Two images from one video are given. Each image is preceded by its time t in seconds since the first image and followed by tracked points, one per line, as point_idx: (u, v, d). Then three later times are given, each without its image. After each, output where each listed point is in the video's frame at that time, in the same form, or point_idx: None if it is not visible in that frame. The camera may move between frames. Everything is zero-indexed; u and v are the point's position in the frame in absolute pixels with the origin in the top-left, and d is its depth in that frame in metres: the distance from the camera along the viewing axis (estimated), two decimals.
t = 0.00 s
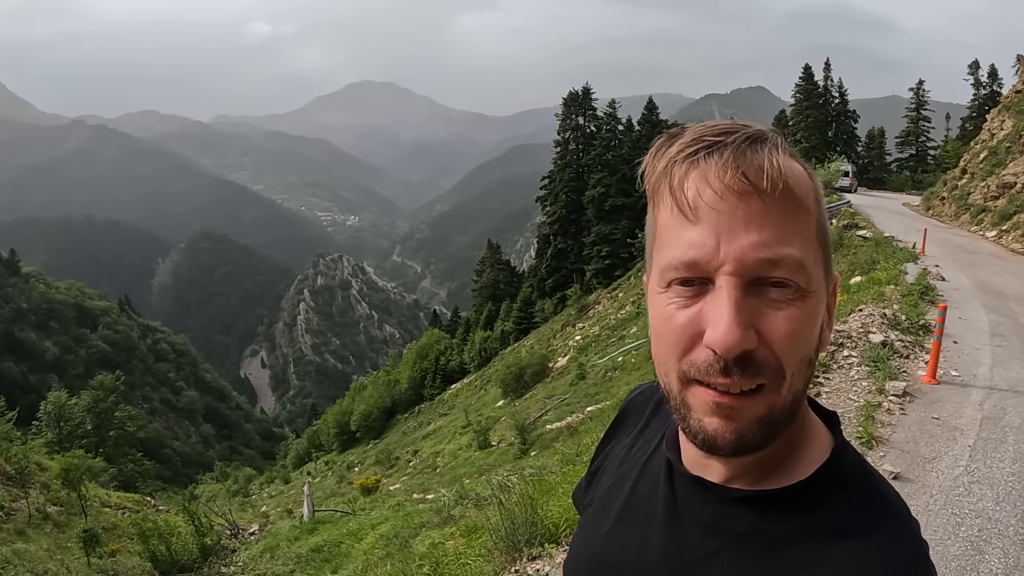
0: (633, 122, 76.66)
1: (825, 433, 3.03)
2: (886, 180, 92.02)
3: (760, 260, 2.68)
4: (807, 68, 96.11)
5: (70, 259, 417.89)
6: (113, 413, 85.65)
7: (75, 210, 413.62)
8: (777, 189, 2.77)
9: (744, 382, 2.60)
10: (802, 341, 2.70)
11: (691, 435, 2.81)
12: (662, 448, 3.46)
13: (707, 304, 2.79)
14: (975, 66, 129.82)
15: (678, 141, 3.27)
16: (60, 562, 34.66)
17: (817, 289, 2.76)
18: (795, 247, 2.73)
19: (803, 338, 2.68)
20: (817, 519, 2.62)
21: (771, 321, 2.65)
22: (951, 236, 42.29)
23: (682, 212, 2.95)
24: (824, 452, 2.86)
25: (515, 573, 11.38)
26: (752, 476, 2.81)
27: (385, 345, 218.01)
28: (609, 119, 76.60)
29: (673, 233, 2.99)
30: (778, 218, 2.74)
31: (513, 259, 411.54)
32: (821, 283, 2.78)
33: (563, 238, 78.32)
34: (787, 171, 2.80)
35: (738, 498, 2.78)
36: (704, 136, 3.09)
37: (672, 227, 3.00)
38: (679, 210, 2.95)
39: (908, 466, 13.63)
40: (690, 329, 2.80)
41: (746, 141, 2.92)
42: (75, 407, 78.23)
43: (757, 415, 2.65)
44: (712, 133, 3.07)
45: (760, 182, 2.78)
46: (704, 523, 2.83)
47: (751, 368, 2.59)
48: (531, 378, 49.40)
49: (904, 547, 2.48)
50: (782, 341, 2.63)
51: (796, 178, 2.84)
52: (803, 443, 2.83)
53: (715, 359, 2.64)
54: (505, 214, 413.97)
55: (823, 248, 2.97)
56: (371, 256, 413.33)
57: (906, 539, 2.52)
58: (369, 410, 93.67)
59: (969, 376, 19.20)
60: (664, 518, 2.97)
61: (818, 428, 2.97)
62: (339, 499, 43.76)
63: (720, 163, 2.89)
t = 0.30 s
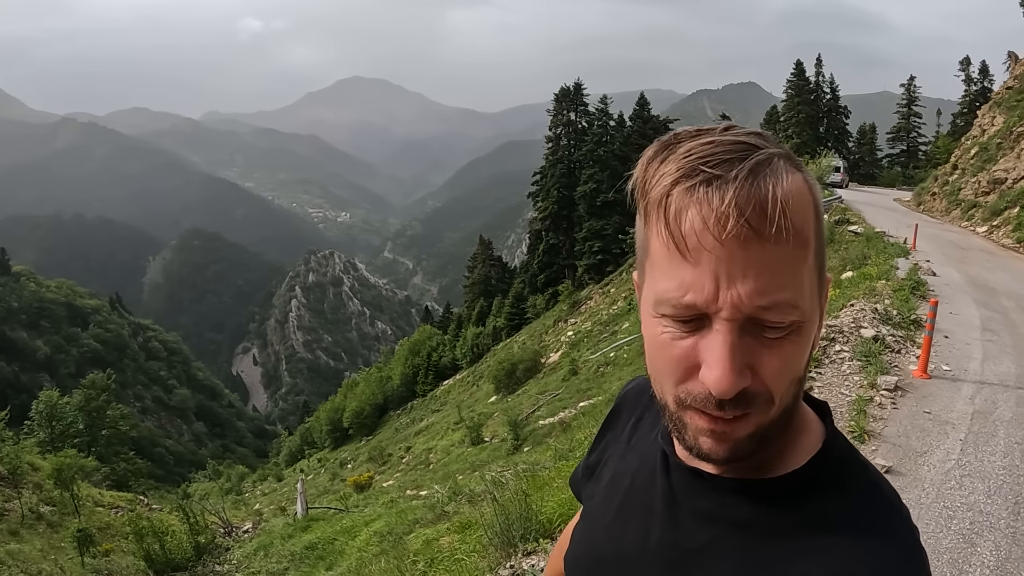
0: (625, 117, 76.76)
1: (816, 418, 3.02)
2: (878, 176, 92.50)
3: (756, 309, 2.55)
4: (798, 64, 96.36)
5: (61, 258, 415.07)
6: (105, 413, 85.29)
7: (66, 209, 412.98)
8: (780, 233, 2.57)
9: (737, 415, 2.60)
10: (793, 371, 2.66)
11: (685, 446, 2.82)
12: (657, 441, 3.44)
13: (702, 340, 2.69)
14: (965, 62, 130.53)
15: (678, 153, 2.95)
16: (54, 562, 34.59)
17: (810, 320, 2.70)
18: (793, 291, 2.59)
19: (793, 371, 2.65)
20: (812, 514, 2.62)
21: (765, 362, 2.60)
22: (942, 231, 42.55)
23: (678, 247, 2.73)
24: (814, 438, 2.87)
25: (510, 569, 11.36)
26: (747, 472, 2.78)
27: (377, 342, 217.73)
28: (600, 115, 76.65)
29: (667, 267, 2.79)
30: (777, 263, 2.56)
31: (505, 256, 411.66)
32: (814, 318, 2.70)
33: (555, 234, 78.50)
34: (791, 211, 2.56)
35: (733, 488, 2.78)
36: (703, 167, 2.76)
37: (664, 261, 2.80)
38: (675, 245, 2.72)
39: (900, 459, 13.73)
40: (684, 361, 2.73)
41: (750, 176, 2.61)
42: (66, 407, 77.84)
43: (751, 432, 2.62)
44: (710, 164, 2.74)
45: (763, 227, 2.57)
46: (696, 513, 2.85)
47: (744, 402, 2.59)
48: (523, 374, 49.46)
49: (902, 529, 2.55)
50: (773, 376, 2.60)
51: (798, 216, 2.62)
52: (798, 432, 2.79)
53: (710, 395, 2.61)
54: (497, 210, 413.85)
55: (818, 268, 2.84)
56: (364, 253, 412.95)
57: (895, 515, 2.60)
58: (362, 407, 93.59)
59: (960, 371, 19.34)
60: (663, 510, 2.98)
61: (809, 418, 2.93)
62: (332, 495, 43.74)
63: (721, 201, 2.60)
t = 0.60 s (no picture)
0: (617, 111, 76.69)
1: (787, 412, 3.00)
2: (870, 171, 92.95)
3: (731, 299, 2.56)
4: (790, 58, 96.46)
5: (51, 255, 411.54)
6: (97, 410, 84.90)
7: (56, 206, 412.69)
8: (755, 225, 2.60)
9: (712, 405, 2.62)
10: (770, 362, 2.67)
11: (662, 444, 2.83)
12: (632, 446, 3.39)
13: (678, 332, 2.73)
14: (957, 57, 131.12)
15: (657, 150, 3.00)
16: (46, 562, 34.47)
17: (787, 310, 2.71)
18: (769, 282, 2.60)
19: (769, 365, 2.64)
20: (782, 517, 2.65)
21: (742, 354, 2.60)
22: (933, 226, 42.83)
23: (654, 241, 2.77)
24: (789, 433, 2.85)
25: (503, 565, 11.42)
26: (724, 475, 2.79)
27: (370, 337, 217.37)
28: (593, 109, 76.57)
29: (642, 260, 2.84)
30: (753, 254, 2.58)
31: (499, 252, 411.41)
32: (790, 311, 2.71)
33: (547, 228, 78.24)
34: (767, 202, 2.59)
35: (710, 493, 2.81)
36: (682, 160, 2.79)
37: (641, 253, 2.85)
38: (650, 239, 2.78)
39: (891, 455, 13.79)
40: (661, 351, 2.75)
41: (727, 170, 2.65)
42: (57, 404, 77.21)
43: (725, 429, 2.64)
44: (688, 158, 2.78)
45: (740, 218, 2.59)
46: (675, 515, 2.90)
47: (720, 393, 2.60)
48: (515, 368, 49.44)
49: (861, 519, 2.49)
50: (751, 369, 2.61)
51: (774, 209, 2.64)
52: (771, 432, 2.77)
53: (687, 386, 2.63)
54: (491, 206, 413.58)
55: (796, 261, 2.86)
56: (356, 250, 412.46)
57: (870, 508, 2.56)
58: (354, 402, 93.52)
59: (951, 366, 19.46)
60: (645, 515, 3.01)
61: (783, 415, 2.91)
62: (325, 491, 43.61)
63: (699, 194, 2.64)
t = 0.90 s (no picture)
0: (621, 109, 76.54)
1: (784, 415, 3.09)
2: (874, 169, 92.67)
3: (719, 263, 2.73)
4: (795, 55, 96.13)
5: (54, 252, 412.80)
6: (101, 407, 85.15)
7: (58, 203, 413.17)
8: (728, 189, 2.84)
9: (713, 381, 2.65)
10: (765, 333, 2.78)
11: (664, 450, 2.80)
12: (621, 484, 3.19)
13: (669, 309, 2.83)
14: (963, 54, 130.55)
15: (622, 144, 3.24)
16: (49, 558, 34.58)
17: (772, 279, 2.88)
18: (748, 243, 2.81)
19: (763, 333, 2.75)
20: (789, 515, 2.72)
21: (735, 319, 2.71)
22: (938, 224, 42.67)
23: (632, 219, 2.96)
24: (786, 439, 2.96)
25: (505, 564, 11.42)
26: (731, 479, 2.86)
27: (373, 334, 217.60)
28: (597, 106, 76.44)
29: (626, 240, 2.98)
30: (729, 219, 2.80)
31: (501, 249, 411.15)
32: (774, 274, 2.88)
33: (550, 225, 77.90)
34: (737, 171, 2.86)
35: (725, 512, 2.81)
36: (650, 141, 3.06)
37: (623, 235, 3.00)
38: (629, 217, 2.96)
39: (897, 456, 13.75)
40: (652, 333, 2.83)
41: (694, 143, 2.93)
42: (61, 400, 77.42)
43: (730, 414, 2.68)
44: (657, 137, 3.04)
45: (713, 183, 2.84)
46: (688, 540, 2.86)
47: (719, 365, 2.65)
48: (518, 366, 49.42)
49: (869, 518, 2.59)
50: (745, 337, 2.71)
51: (742, 175, 2.92)
52: (767, 439, 2.88)
53: (683, 361, 2.68)
54: (494, 204, 413.51)
55: (772, 237, 3.09)
56: (359, 247, 412.81)
57: (882, 492, 2.70)
58: (357, 399, 93.55)
59: (957, 366, 19.33)
60: (657, 545, 2.93)
61: (777, 421, 3.01)
62: (328, 488, 43.68)
63: (670, 168, 2.90)
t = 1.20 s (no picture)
0: (625, 108, 76.47)
1: (789, 438, 3.11)
2: (878, 168, 92.41)
3: (719, 276, 2.75)
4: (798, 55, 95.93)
5: (58, 251, 413.82)
6: (105, 405, 85.41)
7: (62, 202, 413.17)
8: (729, 201, 2.87)
9: (712, 395, 2.65)
10: (768, 350, 2.78)
11: (665, 466, 2.79)
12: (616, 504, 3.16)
13: (669, 319, 2.84)
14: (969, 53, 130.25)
15: (626, 155, 3.28)
16: (53, 555, 34.74)
17: (777, 293, 2.89)
18: (748, 256, 2.83)
19: (765, 346, 2.75)
20: (791, 533, 2.72)
21: (736, 333, 2.71)
22: (941, 224, 42.61)
23: (634, 228, 3.00)
24: (790, 463, 2.97)
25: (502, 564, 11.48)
26: (731, 495, 2.87)
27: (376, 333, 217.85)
28: (601, 106, 76.40)
29: (626, 252, 3.02)
30: (734, 231, 2.83)
31: (505, 248, 411.00)
32: (777, 286, 2.89)
33: (554, 224, 78.31)
34: (739, 183, 2.89)
35: (725, 534, 2.78)
36: (654, 151, 3.09)
37: (626, 246, 3.03)
38: (631, 227, 3.00)
39: (897, 458, 13.75)
40: (653, 347, 2.82)
41: (699, 153, 2.95)
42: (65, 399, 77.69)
43: (730, 430, 2.67)
44: (662, 148, 3.07)
45: (715, 195, 2.86)
46: (686, 563, 2.82)
47: (720, 379, 2.64)
48: (522, 365, 49.46)
49: (871, 523, 2.66)
50: (747, 351, 2.71)
51: (745, 187, 2.94)
52: (773, 459, 2.92)
53: (683, 372, 2.68)
54: (497, 203, 413.54)
55: (778, 252, 3.09)
56: (361, 246, 413.20)
57: (883, 512, 2.71)
58: (361, 398, 93.79)
59: (959, 367, 19.28)
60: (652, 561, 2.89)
61: (782, 442, 3.04)
62: (332, 487, 43.80)
63: (672, 178, 2.93)
